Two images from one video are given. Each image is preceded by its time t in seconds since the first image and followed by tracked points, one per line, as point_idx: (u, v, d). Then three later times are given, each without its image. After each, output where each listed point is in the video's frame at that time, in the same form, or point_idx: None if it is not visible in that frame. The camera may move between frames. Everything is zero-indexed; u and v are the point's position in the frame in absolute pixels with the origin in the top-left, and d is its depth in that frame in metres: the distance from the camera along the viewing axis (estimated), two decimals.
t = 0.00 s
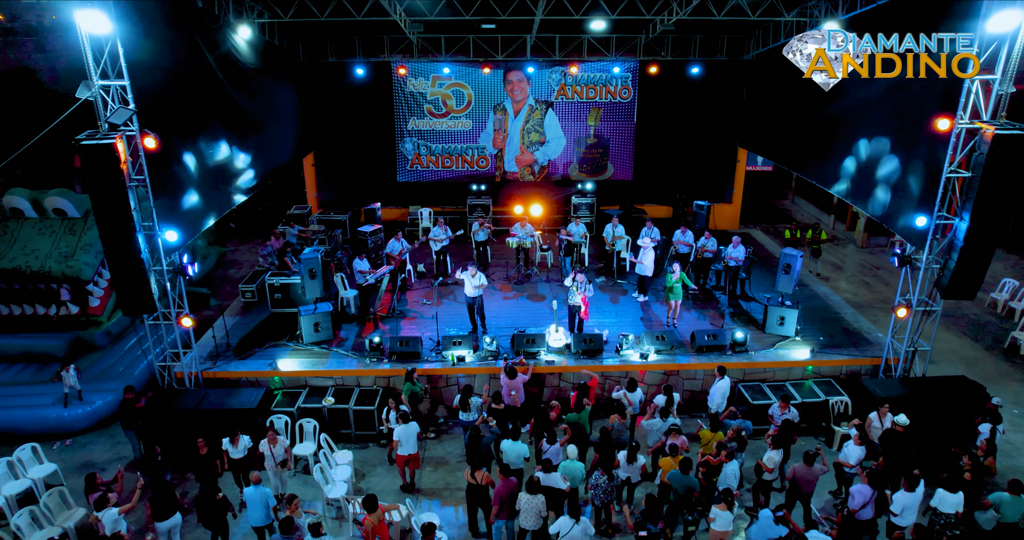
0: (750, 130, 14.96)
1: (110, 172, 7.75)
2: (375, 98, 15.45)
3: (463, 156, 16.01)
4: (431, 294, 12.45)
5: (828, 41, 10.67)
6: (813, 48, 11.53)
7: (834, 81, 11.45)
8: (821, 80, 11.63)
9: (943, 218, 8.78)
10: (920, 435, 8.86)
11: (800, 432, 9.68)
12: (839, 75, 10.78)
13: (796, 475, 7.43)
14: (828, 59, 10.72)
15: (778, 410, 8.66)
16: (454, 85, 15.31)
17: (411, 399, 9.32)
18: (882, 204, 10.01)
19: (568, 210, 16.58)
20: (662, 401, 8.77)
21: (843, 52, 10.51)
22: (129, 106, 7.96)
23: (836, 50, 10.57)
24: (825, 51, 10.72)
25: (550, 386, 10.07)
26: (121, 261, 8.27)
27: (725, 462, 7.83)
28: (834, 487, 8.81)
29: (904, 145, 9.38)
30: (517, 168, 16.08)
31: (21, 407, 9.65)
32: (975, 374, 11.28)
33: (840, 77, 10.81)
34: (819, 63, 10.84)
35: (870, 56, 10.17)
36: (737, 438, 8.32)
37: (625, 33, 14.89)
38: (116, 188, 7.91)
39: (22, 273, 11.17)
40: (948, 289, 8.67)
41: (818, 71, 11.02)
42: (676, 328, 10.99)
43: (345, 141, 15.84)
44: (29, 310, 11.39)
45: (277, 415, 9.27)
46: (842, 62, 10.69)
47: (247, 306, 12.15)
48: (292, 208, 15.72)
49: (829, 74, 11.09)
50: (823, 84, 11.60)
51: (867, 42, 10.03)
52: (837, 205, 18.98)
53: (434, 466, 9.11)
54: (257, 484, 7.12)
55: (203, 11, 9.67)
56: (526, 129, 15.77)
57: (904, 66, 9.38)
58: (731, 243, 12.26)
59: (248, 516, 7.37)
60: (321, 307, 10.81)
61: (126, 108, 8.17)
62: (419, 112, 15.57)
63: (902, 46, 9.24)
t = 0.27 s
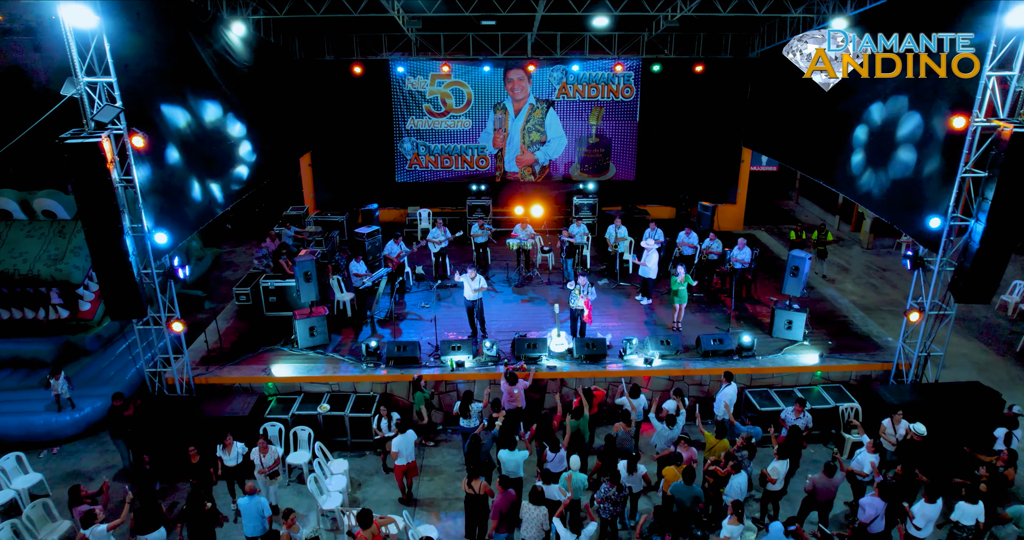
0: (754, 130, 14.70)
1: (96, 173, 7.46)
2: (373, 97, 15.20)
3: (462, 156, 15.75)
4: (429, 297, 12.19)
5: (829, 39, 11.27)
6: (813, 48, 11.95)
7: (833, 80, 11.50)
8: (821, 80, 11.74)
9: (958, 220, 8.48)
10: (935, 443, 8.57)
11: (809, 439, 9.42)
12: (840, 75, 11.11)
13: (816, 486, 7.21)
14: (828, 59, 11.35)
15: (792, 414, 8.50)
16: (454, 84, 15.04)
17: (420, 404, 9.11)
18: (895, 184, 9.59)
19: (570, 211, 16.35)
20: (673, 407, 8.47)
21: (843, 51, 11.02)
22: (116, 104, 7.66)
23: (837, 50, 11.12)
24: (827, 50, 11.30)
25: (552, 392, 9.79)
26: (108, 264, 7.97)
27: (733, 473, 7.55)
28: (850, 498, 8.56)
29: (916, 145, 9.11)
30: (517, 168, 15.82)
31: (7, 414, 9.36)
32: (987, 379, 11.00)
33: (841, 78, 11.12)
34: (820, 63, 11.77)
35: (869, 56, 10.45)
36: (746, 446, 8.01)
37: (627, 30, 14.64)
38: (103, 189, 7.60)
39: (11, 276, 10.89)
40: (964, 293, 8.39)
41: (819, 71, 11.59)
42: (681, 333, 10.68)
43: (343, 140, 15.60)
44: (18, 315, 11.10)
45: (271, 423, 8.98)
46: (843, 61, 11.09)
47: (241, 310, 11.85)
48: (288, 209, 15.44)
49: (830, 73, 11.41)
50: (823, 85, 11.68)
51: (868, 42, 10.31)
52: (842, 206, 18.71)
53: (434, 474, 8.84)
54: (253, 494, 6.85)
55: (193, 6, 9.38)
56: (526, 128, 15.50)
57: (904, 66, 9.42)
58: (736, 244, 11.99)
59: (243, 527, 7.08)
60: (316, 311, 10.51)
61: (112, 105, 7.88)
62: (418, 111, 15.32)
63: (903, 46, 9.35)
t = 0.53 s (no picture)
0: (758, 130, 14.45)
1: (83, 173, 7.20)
2: (371, 97, 14.96)
3: (462, 157, 15.50)
4: (428, 300, 11.93)
5: (828, 41, 11.09)
6: (814, 47, 11.87)
7: (833, 81, 11.41)
8: (821, 80, 11.65)
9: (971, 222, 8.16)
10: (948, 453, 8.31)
11: (819, 448, 9.14)
12: (840, 76, 11.04)
13: (834, 502, 7.04)
14: (828, 60, 11.27)
15: (803, 422, 8.26)
16: (453, 83, 14.81)
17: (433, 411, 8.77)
18: (905, 184, 9.34)
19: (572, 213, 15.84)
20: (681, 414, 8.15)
21: (843, 52, 10.96)
22: (103, 102, 7.39)
23: (836, 50, 11.06)
24: (826, 51, 11.25)
25: (553, 398, 9.53)
26: (97, 267, 7.71)
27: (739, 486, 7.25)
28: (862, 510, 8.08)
29: (928, 145, 8.85)
30: (517, 168, 15.57)
31: None
32: (999, 386, 10.74)
33: (841, 78, 11.04)
34: (819, 63, 11.63)
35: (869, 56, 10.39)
36: (756, 458, 7.78)
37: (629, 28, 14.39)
38: (89, 192, 7.35)
39: None
40: (978, 297, 8.14)
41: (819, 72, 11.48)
42: (685, 338, 10.42)
43: (341, 141, 15.37)
44: (5, 319, 10.81)
45: (264, 431, 8.71)
46: (843, 62, 11.00)
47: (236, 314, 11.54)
48: (284, 210, 15.17)
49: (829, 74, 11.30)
50: (823, 85, 11.58)
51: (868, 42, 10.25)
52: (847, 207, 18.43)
53: (432, 485, 8.58)
54: (247, 507, 6.59)
55: None
56: (527, 128, 15.25)
57: (904, 66, 9.36)
58: (741, 246, 11.75)
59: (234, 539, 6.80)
60: (311, 315, 10.24)
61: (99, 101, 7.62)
62: (416, 111, 15.09)
63: (903, 46, 9.29)
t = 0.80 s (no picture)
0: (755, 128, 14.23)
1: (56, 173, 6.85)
2: (360, 95, 14.67)
3: (453, 156, 15.21)
4: (418, 303, 11.61)
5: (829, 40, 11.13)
6: (814, 47, 11.75)
7: (833, 80, 11.19)
8: (821, 80, 11.44)
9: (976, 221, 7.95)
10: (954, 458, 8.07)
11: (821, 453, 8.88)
12: (840, 75, 10.84)
13: (841, 510, 6.77)
14: (828, 60, 11.08)
15: (804, 425, 7.95)
16: (444, 81, 14.54)
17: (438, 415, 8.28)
18: (906, 182, 9.12)
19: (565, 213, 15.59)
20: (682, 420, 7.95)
21: (843, 52, 10.78)
22: (77, 97, 7.01)
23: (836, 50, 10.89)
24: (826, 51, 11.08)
25: (547, 404, 9.24)
26: (71, 272, 7.33)
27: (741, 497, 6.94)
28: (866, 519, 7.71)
29: (931, 141, 8.63)
30: (510, 168, 15.29)
31: None
32: (1002, 388, 10.52)
33: (841, 78, 10.85)
34: (820, 63, 11.56)
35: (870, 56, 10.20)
36: (758, 465, 7.50)
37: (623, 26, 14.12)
38: (60, 191, 6.99)
39: None
40: (985, 298, 7.92)
41: (820, 72, 11.32)
42: (683, 341, 10.16)
43: (330, 140, 15.05)
44: None
45: (248, 441, 8.38)
46: (843, 62, 10.81)
47: (220, 319, 11.17)
48: (272, 211, 14.82)
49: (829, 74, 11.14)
50: (823, 85, 11.36)
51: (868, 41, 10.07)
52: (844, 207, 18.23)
53: (422, 495, 8.27)
54: (226, 522, 6.26)
55: None
56: (519, 127, 14.98)
57: (904, 67, 9.19)
58: (739, 247, 11.51)
59: None
60: (298, 319, 9.92)
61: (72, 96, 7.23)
62: (406, 109, 14.81)
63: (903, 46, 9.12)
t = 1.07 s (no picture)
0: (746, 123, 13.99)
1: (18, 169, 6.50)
2: (344, 91, 14.29)
3: (440, 153, 14.87)
4: (405, 304, 11.25)
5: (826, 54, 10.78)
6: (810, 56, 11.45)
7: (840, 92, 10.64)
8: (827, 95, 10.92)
9: (978, 214, 7.76)
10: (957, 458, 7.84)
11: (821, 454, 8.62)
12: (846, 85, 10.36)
13: (840, 513, 6.49)
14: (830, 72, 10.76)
15: (801, 425, 7.66)
16: (430, 76, 14.18)
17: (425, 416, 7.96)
18: (905, 175, 8.88)
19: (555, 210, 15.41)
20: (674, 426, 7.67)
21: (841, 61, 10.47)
22: (39, 89, 6.58)
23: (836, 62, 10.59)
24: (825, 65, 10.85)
25: (539, 407, 8.92)
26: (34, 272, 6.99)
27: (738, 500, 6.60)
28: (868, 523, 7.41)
29: (931, 133, 8.40)
30: (498, 165, 14.97)
31: None
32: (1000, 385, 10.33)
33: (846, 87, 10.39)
34: (822, 78, 11.08)
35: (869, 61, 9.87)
36: (758, 467, 7.22)
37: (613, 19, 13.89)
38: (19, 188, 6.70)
39: None
40: (988, 293, 7.69)
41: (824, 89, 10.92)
42: (677, 340, 9.89)
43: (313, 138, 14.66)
44: None
45: (225, 448, 7.99)
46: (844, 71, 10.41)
47: (198, 320, 10.73)
48: (253, 210, 14.40)
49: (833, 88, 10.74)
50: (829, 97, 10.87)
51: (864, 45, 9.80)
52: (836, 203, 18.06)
53: (409, 502, 7.93)
54: None
55: None
56: (507, 123, 14.67)
57: (905, 60, 8.92)
58: (733, 243, 11.24)
59: None
60: (279, 321, 9.53)
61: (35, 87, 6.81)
62: (391, 105, 14.43)
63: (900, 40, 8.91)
